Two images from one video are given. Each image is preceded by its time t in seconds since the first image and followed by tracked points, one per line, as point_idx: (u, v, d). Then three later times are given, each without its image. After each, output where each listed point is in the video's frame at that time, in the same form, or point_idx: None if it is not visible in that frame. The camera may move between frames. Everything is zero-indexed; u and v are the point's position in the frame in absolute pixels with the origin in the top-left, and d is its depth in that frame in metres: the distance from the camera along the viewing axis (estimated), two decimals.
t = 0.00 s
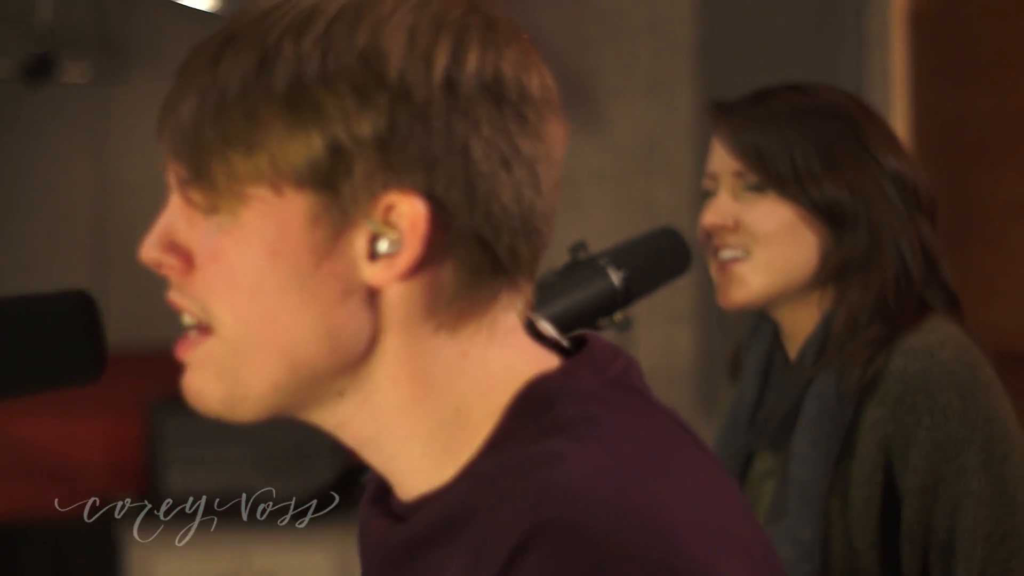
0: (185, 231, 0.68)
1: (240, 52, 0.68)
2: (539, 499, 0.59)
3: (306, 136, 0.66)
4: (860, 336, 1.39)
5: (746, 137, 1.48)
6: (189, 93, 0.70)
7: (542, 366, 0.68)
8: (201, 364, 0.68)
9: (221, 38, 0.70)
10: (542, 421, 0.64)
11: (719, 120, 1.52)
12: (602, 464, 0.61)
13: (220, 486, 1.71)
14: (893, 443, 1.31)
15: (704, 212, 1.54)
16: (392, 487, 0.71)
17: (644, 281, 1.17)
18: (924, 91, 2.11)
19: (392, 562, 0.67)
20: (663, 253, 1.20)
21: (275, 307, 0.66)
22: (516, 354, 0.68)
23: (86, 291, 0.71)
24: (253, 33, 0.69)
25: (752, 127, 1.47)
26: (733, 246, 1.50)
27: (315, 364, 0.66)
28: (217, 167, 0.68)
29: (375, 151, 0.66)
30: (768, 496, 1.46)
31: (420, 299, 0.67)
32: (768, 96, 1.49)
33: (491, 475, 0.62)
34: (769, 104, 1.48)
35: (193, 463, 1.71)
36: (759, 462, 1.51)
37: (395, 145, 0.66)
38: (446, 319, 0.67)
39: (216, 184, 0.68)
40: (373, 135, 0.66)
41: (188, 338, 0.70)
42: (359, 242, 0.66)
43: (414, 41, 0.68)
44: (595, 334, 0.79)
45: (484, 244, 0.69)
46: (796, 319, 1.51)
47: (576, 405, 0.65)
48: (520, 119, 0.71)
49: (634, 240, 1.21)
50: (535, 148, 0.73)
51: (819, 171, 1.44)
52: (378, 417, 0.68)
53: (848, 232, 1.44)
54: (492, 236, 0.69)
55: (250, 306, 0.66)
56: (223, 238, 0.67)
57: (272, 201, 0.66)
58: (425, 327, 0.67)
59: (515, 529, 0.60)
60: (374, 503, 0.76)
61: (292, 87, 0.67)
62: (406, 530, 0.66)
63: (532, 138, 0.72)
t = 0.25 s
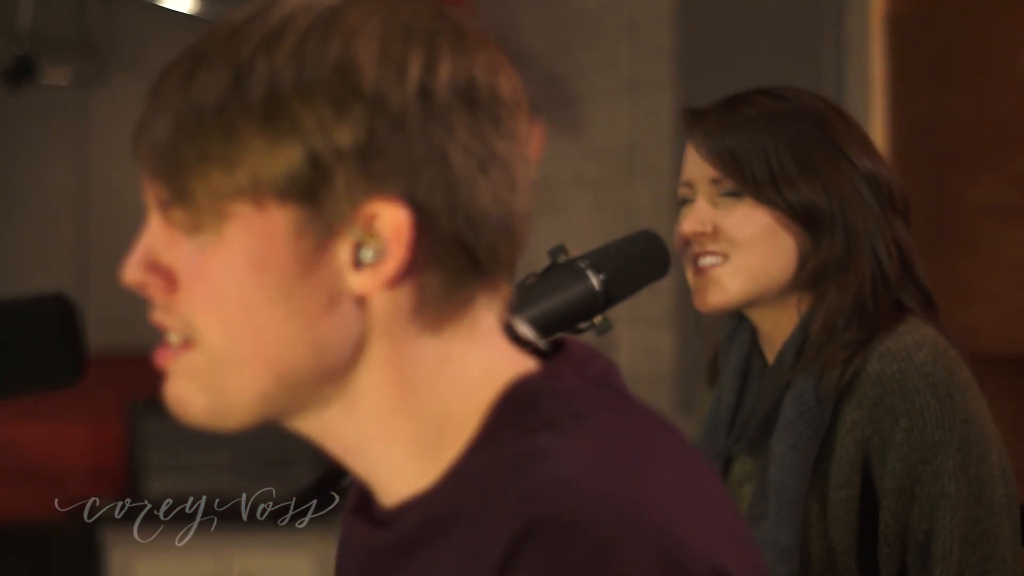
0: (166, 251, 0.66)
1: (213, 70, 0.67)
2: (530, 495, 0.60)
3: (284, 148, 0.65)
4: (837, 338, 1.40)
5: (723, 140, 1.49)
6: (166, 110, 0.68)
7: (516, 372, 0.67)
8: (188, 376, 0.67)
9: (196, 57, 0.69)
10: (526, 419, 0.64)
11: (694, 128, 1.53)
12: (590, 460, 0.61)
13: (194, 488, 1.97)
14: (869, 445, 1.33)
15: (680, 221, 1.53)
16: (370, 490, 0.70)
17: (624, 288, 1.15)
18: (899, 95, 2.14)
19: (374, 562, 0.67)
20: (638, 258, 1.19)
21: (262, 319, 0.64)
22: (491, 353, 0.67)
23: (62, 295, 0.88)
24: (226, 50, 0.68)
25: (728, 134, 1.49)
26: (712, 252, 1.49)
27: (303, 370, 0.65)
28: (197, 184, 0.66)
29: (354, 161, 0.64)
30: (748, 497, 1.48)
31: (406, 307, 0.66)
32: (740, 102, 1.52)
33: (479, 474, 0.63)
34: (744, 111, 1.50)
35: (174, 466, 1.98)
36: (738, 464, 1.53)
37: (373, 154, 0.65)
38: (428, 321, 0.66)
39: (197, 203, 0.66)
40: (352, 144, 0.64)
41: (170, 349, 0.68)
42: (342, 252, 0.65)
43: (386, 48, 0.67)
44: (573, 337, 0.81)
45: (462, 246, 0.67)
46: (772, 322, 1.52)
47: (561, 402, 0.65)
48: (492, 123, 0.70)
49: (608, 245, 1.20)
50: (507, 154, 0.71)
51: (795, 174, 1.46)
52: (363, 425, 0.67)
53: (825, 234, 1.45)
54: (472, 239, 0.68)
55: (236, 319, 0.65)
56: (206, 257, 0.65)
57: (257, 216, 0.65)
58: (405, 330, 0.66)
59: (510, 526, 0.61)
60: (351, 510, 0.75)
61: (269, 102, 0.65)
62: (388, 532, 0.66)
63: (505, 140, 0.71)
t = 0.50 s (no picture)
0: (152, 261, 0.59)
1: (193, 75, 0.59)
2: (519, 492, 0.55)
3: (268, 151, 0.56)
4: (815, 342, 1.41)
5: (703, 146, 1.49)
6: (143, 119, 0.60)
7: (499, 372, 0.60)
8: (181, 384, 0.59)
9: (168, 62, 0.61)
10: (506, 418, 0.57)
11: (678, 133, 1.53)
12: (579, 452, 0.56)
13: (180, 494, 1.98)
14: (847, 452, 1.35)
15: (660, 227, 1.51)
16: (352, 493, 0.63)
17: (604, 290, 1.15)
18: (879, 101, 2.16)
19: (356, 565, 0.61)
20: (618, 262, 1.20)
21: (246, 327, 0.57)
22: (474, 353, 0.60)
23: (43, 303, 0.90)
24: (210, 48, 0.60)
25: (707, 139, 1.49)
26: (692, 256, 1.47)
27: (299, 381, 0.58)
28: (180, 191, 0.58)
29: (340, 163, 0.56)
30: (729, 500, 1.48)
31: (394, 310, 0.58)
32: (720, 108, 1.53)
33: (466, 472, 0.57)
34: (722, 116, 1.51)
35: (157, 473, 1.98)
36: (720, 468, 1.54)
37: (362, 156, 0.57)
38: (413, 321, 0.59)
39: (179, 211, 0.58)
40: (337, 144, 0.56)
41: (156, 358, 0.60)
42: (328, 255, 0.57)
43: (363, 49, 0.58)
44: (553, 342, 0.82)
45: (444, 246, 0.59)
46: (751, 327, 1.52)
47: (544, 398, 0.59)
48: (470, 126, 0.61)
49: (588, 249, 1.20)
50: (484, 153, 0.61)
51: (775, 179, 1.46)
52: (348, 435, 0.60)
53: (803, 239, 1.46)
54: (464, 247, 0.60)
55: (222, 329, 0.57)
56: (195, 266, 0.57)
57: (246, 225, 0.57)
58: (391, 328, 0.58)
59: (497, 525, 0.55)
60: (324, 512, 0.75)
61: (252, 102, 0.57)
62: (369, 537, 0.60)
63: (482, 133, 0.61)
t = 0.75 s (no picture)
0: (145, 288, 0.57)
1: (160, 93, 0.58)
2: (509, 488, 0.55)
3: (246, 164, 0.56)
4: (800, 345, 1.42)
5: (689, 149, 1.50)
6: (116, 143, 0.59)
7: (482, 371, 0.60)
8: (185, 410, 0.58)
9: (135, 85, 0.60)
10: (491, 411, 0.58)
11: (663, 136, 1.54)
12: (563, 445, 0.56)
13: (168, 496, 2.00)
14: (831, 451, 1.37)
15: (646, 230, 1.50)
16: (332, 489, 0.62)
17: (586, 291, 1.16)
18: (860, 105, 2.19)
19: (339, 561, 0.62)
20: (603, 264, 1.20)
21: (235, 344, 0.56)
22: (457, 351, 0.60)
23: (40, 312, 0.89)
24: (175, 64, 0.59)
25: (693, 142, 1.50)
26: (676, 259, 1.46)
27: (292, 386, 0.57)
28: (164, 211, 0.57)
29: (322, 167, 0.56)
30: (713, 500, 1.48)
31: (383, 315, 0.58)
32: (705, 111, 1.53)
33: (452, 466, 0.57)
34: (708, 119, 1.52)
35: (143, 475, 2.00)
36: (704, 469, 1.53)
37: (343, 160, 0.56)
38: (399, 325, 0.58)
39: (161, 230, 0.57)
40: (317, 149, 0.56)
41: (154, 385, 0.59)
42: (314, 264, 0.56)
43: (327, 53, 0.58)
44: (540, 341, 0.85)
45: (427, 247, 0.59)
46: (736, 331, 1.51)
47: (529, 392, 0.59)
48: (440, 120, 0.60)
49: (575, 252, 1.21)
50: (451, 150, 0.61)
51: (760, 182, 1.47)
52: (342, 447, 0.59)
53: (788, 242, 1.47)
54: (441, 241, 0.60)
55: (212, 347, 0.56)
56: (183, 287, 0.56)
57: (231, 240, 0.56)
58: (384, 330, 0.58)
59: (481, 513, 0.56)
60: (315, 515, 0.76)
61: (225, 115, 0.56)
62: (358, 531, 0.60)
63: (454, 130, 0.61)
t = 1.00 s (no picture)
0: (121, 281, 0.58)
1: (146, 91, 0.58)
2: (489, 486, 0.56)
3: (224, 161, 0.56)
4: (783, 347, 1.41)
5: (674, 150, 1.50)
6: (99, 139, 0.59)
7: (463, 370, 0.61)
8: (154, 400, 0.59)
9: (117, 82, 0.60)
10: (471, 411, 0.59)
11: (647, 136, 1.54)
12: (540, 444, 0.57)
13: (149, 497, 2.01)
14: (814, 452, 1.35)
15: (630, 230, 1.50)
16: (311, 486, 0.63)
17: (566, 292, 1.17)
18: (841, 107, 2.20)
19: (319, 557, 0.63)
20: (585, 264, 1.21)
21: (211, 339, 0.57)
22: (439, 351, 0.61)
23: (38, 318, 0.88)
24: (156, 62, 0.60)
25: (678, 143, 1.50)
26: (660, 259, 1.46)
27: (267, 380, 0.58)
28: (143, 206, 0.58)
29: (299, 165, 0.57)
30: (692, 498, 1.49)
31: (357, 312, 0.59)
32: (693, 112, 1.53)
33: (433, 463, 0.58)
34: (694, 120, 1.52)
35: (125, 478, 2.00)
36: (681, 467, 1.53)
37: (322, 159, 0.57)
38: (376, 322, 0.59)
39: (139, 226, 0.58)
40: (294, 148, 0.57)
41: (123, 376, 0.60)
42: (289, 260, 0.57)
43: (310, 53, 0.59)
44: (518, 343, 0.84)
45: (404, 247, 0.59)
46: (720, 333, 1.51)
47: (512, 391, 0.60)
48: (423, 129, 0.61)
49: (557, 253, 1.22)
50: (436, 158, 0.61)
51: (746, 185, 1.47)
52: (318, 442, 0.60)
53: (774, 244, 1.45)
54: (420, 239, 0.60)
55: (188, 341, 0.57)
56: (159, 281, 0.57)
57: (207, 235, 0.57)
58: (360, 326, 0.59)
59: (463, 513, 0.57)
60: (298, 516, 0.75)
61: (205, 113, 0.57)
62: (339, 523, 0.61)
63: (437, 133, 0.62)
